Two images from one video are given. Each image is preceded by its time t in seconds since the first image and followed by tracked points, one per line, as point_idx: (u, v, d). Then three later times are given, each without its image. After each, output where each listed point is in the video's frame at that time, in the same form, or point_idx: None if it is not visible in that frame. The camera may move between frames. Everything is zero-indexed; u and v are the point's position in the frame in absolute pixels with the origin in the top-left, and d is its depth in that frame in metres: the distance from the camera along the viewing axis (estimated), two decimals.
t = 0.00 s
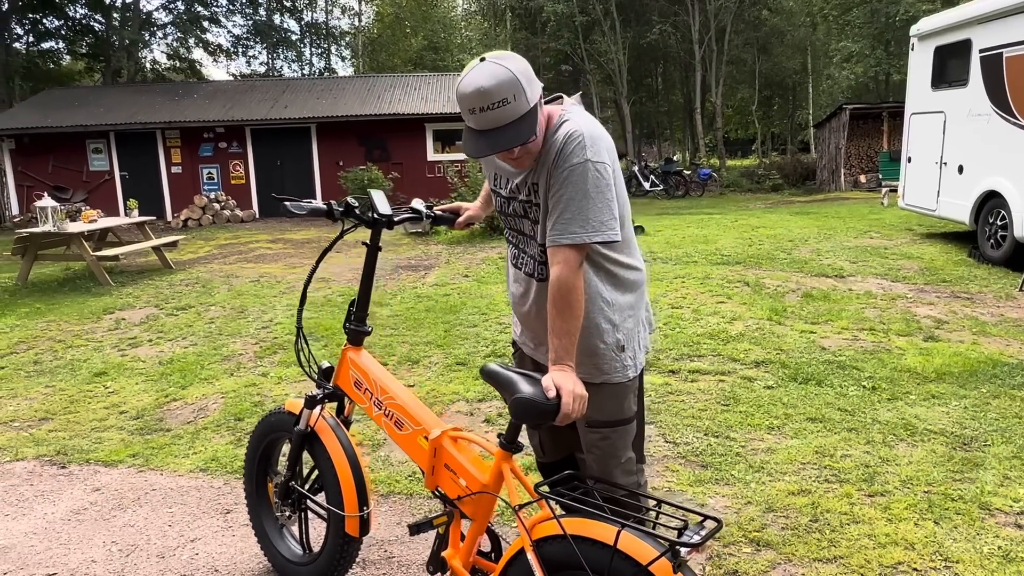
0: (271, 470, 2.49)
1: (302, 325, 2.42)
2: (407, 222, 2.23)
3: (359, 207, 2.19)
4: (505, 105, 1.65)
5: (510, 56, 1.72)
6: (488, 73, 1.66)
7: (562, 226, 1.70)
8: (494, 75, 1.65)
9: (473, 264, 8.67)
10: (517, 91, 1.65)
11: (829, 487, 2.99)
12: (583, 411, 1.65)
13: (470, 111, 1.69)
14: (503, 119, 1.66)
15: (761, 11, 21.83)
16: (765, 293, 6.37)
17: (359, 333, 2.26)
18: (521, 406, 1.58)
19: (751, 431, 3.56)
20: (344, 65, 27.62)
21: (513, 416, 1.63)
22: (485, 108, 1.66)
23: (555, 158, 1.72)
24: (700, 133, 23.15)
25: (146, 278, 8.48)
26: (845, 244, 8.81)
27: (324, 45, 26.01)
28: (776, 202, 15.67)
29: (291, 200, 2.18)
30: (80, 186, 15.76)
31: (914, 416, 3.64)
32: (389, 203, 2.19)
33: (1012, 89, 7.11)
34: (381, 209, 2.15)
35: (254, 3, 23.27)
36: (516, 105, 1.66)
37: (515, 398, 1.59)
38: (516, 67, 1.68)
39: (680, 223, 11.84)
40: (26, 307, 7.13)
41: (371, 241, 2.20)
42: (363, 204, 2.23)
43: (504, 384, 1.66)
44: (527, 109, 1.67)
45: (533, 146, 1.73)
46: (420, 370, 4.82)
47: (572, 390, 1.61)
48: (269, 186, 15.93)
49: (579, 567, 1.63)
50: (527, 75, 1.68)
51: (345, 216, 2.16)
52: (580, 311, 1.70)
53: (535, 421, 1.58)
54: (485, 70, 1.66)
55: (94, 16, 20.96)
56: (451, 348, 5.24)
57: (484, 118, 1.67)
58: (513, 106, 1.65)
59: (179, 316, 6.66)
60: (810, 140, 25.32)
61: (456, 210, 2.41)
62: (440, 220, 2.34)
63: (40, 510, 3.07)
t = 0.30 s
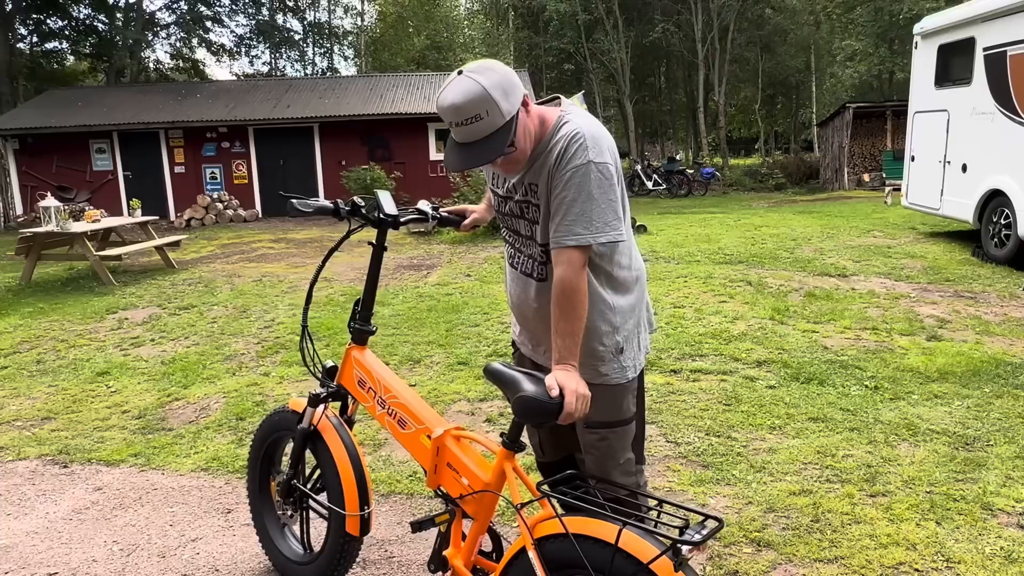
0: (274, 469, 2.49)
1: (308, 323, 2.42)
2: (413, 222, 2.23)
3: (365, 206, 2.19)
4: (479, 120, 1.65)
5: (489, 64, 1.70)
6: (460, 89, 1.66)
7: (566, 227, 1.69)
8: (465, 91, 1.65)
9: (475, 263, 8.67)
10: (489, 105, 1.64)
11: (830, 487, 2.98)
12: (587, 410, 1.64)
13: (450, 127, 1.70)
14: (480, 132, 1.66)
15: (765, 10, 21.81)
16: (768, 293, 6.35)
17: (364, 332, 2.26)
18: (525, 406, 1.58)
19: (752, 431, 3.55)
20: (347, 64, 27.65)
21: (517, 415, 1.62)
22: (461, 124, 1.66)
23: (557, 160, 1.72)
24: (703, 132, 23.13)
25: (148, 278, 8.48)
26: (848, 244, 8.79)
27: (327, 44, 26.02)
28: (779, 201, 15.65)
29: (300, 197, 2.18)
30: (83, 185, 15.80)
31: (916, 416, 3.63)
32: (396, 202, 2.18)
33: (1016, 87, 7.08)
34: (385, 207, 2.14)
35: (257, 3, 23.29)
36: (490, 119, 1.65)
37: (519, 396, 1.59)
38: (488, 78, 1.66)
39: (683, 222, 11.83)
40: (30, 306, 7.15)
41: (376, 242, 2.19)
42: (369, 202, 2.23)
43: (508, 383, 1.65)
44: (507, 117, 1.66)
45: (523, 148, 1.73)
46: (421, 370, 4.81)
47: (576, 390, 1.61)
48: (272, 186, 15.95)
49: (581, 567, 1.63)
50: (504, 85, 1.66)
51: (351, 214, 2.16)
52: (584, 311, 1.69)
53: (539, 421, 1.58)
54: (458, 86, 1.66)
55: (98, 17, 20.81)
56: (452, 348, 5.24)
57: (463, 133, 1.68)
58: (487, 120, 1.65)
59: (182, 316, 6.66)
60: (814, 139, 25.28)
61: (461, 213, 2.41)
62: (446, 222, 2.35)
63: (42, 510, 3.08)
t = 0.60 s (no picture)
0: (279, 467, 2.50)
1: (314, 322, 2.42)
2: (420, 224, 2.23)
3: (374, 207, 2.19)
4: (466, 128, 1.68)
5: (477, 70, 1.71)
6: (448, 97, 1.69)
7: (570, 229, 1.70)
8: (452, 99, 1.68)
9: (477, 262, 8.68)
10: (473, 114, 1.66)
11: (832, 487, 2.98)
12: (592, 411, 1.65)
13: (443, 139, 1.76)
14: (471, 139, 1.69)
15: (767, 8, 21.83)
16: (770, 292, 6.35)
17: (370, 332, 2.27)
18: (530, 405, 1.58)
19: (754, 430, 3.56)
20: (349, 62, 27.69)
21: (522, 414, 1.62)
22: (452, 131, 1.69)
23: (560, 163, 1.72)
24: (705, 130, 23.13)
25: (152, 276, 8.51)
26: (850, 243, 8.78)
27: (329, 42, 26.03)
28: (782, 200, 15.65)
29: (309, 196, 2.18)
30: (86, 184, 15.83)
31: (917, 416, 3.64)
32: (403, 204, 2.19)
33: (1019, 87, 7.07)
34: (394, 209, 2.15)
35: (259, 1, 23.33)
36: (477, 126, 1.67)
37: (524, 396, 1.59)
38: (476, 85, 1.68)
39: (685, 221, 11.82)
40: (32, 305, 7.17)
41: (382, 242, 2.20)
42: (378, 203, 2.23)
43: (513, 382, 1.65)
44: (496, 125, 1.68)
45: (518, 152, 1.74)
46: (423, 369, 4.82)
47: (581, 390, 1.62)
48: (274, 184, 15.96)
49: (585, 565, 1.63)
50: (490, 92, 1.67)
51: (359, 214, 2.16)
52: (588, 312, 1.70)
53: (544, 420, 1.58)
54: (446, 94, 1.69)
55: (100, 15, 20.84)
56: (455, 347, 5.25)
57: (455, 140, 1.71)
58: (472, 129, 1.68)
59: (185, 314, 6.69)
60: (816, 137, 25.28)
61: (467, 215, 2.42)
62: (451, 223, 2.36)
63: (47, 508, 3.09)
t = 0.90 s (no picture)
0: (279, 464, 2.51)
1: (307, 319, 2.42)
2: (413, 217, 2.22)
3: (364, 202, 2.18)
4: (466, 121, 1.67)
5: (480, 64, 1.70)
6: (449, 90, 1.68)
7: (570, 225, 1.69)
8: (453, 92, 1.67)
9: (478, 258, 8.67)
10: (475, 108, 1.65)
11: (833, 483, 2.99)
12: (588, 408, 1.64)
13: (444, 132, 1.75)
14: (471, 132, 1.68)
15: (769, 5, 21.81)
16: (771, 289, 6.35)
17: (364, 328, 2.27)
18: (525, 402, 1.58)
19: (755, 426, 3.56)
20: (350, 58, 27.66)
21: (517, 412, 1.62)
22: (453, 125, 1.69)
23: (561, 161, 1.73)
24: (706, 127, 23.07)
25: (152, 272, 8.52)
26: (851, 240, 8.78)
27: (330, 38, 25.99)
28: (783, 196, 15.64)
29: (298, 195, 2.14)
30: (87, 179, 15.83)
31: (918, 412, 3.64)
32: (395, 198, 2.19)
33: (1022, 83, 7.06)
34: (386, 204, 2.15)
35: None
36: (479, 120, 1.66)
37: (519, 394, 1.59)
38: (478, 78, 1.66)
39: (686, 218, 11.81)
40: (34, 300, 7.17)
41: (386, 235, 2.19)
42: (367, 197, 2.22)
43: (508, 380, 1.65)
44: (496, 121, 1.68)
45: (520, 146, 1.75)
46: (424, 364, 4.83)
47: (576, 388, 1.61)
48: (275, 179, 15.96)
49: (582, 562, 1.64)
50: (492, 87, 1.66)
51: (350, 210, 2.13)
52: (587, 308, 1.69)
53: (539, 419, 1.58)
54: (448, 87, 1.68)
55: (101, 10, 20.82)
56: (455, 343, 5.25)
57: (456, 132, 1.70)
58: (474, 122, 1.67)
59: (186, 309, 6.69)
60: (818, 133, 25.23)
61: (461, 206, 2.41)
62: (446, 215, 2.34)
63: (49, 502, 3.10)
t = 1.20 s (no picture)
0: (260, 464, 2.50)
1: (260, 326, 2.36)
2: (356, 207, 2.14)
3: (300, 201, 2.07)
4: (485, 76, 1.64)
5: (509, 25, 1.68)
6: (477, 43, 1.66)
7: (579, 214, 1.69)
8: (480, 45, 1.64)
9: (477, 253, 8.67)
10: (495, 64, 1.63)
11: (831, 477, 2.99)
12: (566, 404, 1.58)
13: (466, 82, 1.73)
14: (488, 87, 1.65)
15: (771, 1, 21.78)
16: (771, 284, 6.35)
17: (323, 328, 2.25)
18: (487, 411, 1.52)
19: (753, 421, 3.56)
20: (350, 52, 27.60)
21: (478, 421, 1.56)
22: (473, 76, 1.66)
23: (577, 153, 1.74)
24: (707, 123, 23.01)
25: (152, 265, 8.51)
26: (851, 236, 8.77)
27: (330, 32, 25.95)
28: (783, 192, 15.63)
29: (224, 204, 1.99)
30: (86, 173, 15.80)
31: (917, 408, 3.64)
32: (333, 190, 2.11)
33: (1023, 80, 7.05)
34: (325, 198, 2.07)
35: None
36: (497, 77, 1.64)
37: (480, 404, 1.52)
38: (509, 35, 1.64)
39: (686, 213, 11.79)
40: (33, 293, 7.16)
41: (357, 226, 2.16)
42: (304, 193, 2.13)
43: (468, 384, 1.60)
44: (514, 80, 1.64)
45: (537, 117, 1.73)
46: (423, 358, 4.82)
47: (553, 381, 1.55)
48: (275, 174, 15.94)
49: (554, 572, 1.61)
50: (517, 47, 1.63)
51: (287, 213, 2.02)
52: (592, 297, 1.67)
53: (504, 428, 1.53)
54: (479, 39, 1.66)
55: (100, 3, 20.75)
56: (455, 337, 5.25)
57: (474, 85, 1.67)
58: (494, 77, 1.64)
59: (185, 303, 6.69)
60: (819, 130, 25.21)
61: (410, 184, 2.31)
62: (394, 198, 2.25)
63: (47, 493, 3.10)
